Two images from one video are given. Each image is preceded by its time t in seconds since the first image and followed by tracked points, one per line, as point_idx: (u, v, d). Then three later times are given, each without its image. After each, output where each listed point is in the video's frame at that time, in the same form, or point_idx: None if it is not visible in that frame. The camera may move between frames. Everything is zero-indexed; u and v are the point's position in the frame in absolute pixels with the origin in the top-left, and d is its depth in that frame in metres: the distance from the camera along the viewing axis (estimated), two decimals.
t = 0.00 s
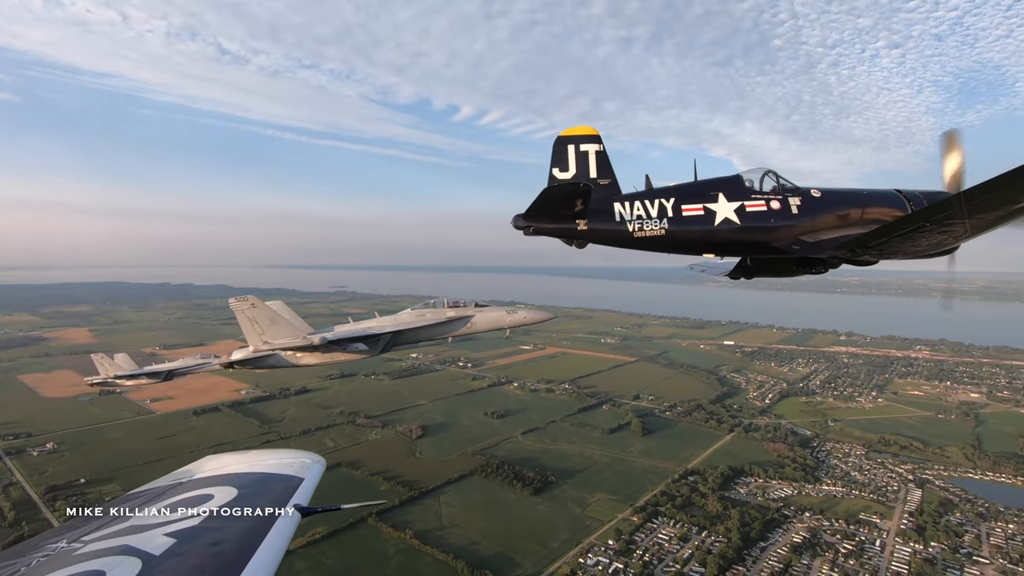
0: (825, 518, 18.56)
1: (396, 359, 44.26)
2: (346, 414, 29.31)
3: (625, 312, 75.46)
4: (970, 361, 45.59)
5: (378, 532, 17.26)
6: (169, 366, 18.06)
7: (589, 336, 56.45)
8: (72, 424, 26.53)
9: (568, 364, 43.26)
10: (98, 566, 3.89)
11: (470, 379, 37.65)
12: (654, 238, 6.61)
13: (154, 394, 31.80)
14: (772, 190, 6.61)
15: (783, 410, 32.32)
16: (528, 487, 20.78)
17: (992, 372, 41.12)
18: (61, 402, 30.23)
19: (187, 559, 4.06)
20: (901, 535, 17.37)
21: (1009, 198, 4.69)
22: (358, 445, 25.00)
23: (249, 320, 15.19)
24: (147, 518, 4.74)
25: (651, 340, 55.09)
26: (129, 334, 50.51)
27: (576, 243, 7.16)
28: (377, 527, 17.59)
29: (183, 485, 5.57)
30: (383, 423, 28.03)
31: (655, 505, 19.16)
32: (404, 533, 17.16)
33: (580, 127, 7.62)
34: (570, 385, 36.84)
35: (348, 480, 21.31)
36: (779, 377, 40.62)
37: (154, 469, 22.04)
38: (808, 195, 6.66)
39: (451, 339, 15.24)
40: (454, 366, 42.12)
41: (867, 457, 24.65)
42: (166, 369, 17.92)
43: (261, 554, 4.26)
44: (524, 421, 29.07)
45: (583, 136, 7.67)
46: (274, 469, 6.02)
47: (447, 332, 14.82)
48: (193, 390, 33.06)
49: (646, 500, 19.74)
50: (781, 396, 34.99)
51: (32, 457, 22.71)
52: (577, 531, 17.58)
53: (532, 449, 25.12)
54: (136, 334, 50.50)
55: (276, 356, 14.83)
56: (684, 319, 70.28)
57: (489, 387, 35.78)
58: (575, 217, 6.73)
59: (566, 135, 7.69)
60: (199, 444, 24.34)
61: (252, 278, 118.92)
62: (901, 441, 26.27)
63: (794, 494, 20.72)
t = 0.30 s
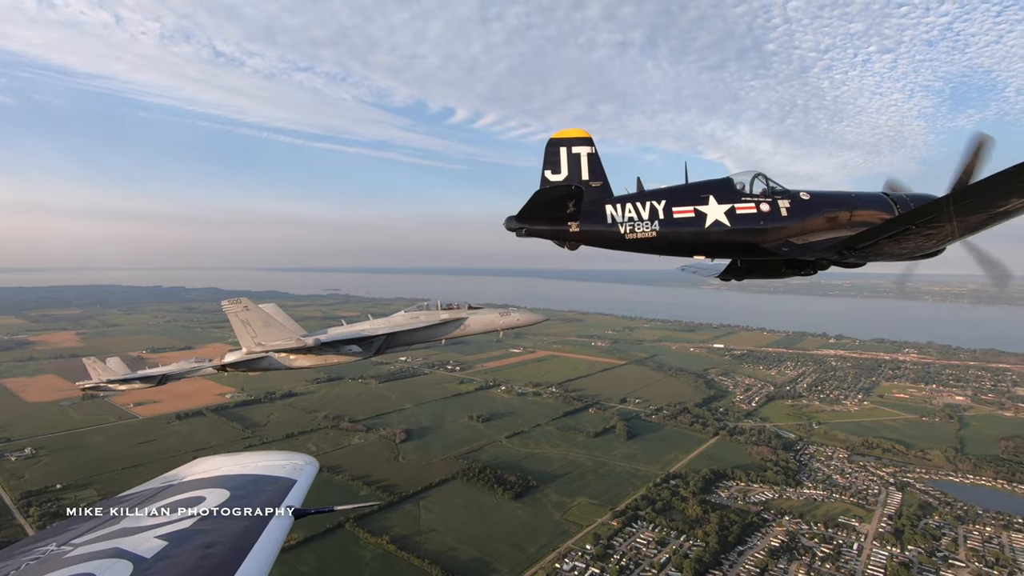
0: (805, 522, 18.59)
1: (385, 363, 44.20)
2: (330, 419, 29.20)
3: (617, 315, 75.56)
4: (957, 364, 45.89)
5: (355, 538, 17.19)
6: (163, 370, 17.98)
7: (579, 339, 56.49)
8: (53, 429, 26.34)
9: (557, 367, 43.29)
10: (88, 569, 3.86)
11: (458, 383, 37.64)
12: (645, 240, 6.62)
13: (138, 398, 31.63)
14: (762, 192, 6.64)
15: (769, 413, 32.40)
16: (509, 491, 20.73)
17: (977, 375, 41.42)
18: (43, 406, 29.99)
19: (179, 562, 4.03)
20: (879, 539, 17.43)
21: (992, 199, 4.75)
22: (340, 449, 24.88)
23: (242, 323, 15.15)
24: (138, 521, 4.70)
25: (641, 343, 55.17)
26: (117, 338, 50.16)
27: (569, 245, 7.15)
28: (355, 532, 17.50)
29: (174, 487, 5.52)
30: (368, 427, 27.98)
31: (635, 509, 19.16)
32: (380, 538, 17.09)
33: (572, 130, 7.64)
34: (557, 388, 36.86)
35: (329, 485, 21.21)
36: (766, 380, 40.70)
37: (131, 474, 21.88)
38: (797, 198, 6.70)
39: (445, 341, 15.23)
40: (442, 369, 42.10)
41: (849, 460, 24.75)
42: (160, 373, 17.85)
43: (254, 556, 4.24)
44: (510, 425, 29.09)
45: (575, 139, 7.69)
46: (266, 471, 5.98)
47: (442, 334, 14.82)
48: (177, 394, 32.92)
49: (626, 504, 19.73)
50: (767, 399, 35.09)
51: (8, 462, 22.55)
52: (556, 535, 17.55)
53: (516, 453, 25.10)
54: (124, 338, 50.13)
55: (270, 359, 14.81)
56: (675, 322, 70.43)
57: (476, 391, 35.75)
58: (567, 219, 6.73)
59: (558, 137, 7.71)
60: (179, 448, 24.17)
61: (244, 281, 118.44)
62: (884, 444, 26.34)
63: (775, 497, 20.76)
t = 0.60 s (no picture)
0: (786, 524, 18.58)
1: (376, 365, 44.14)
2: (316, 421, 29.16)
3: (610, 317, 75.57)
4: (946, 364, 46.08)
5: (334, 542, 17.13)
6: (160, 373, 17.94)
7: (570, 341, 56.51)
8: (35, 433, 26.17)
9: (548, 369, 43.28)
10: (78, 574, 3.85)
11: (448, 385, 37.63)
12: (638, 241, 6.63)
13: (123, 402, 31.55)
14: (755, 194, 6.65)
15: (757, 414, 32.42)
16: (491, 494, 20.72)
17: (966, 375, 41.58)
18: (28, 410, 29.82)
19: (171, 565, 4.02)
20: (859, 541, 17.46)
21: (984, 200, 4.76)
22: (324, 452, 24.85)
23: (237, 323, 15.12)
24: (128, 525, 4.68)
25: (632, 344, 55.17)
26: (106, 341, 49.85)
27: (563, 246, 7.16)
28: (334, 536, 17.43)
29: (165, 490, 5.50)
30: (354, 430, 27.96)
31: (617, 512, 19.15)
32: (359, 542, 17.04)
33: (565, 131, 7.64)
34: (546, 390, 36.88)
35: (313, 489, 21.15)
36: (756, 381, 40.74)
37: (112, 478, 21.81)
38: (788, 199, 6.71)
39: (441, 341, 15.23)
40: (432, 371, 42.10)
41: (834, 461, 24.77)
42: (156, 377, 17.80)
43: (246, 558, 4.24)
44: (497, 427, 29.09)
45: (568, 141, 7.69)
46: (258, 473, 5.98)
47: (438, 335, 14.82)
48: (163, 397, 32.87)
49: (609, 506, 19.71)
50: (756, 401, 35.13)
51: None
52: (537, 538, 17.53)
53: (502, 456, 25.08)
54: (113, 341, 49.82)
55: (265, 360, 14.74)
56: (668, 323, 70.46)
57: (465, 393, 35.75)
58: (561, 220, 6.75)
59: (552, 139, 7.72)
60: (161, 453, 24.15)
61: (237, 283, 118.08)
62: (869, 445, 26.36)
63: (758, 499, 20.75)
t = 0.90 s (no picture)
0: (772, 527, 18.50)
1: (371, 368, 44.15)
2: (307, 425, 29.19)
3: (608, 318, 75.49)
4: (942, 365, 45.92)
5: (316, 546, 17.06)
6: (161, 377, 17.97)
7: (566, 343, 56.45)
8: (23, 436, 26.22)
9: (542, 371, 43.22)
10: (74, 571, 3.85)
11: (441, 388, 37.59)
12: (635, 242, 6.63)
13: (114, 406, 31.62)
14: (751, 194, 6.65)
15: (750, 416, 32.29)
16: (477, 497, 20.73)
17: (961, 377, 41.42)
18: (20, 414, 29.84)
19: (168, 562, 4.03)
20: (845, 543, 17.36)
21: (983, 199, 4.73)
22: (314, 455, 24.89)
23: (236, 325, 15.16)
24: (125, 522, 4.68)
25: (628, 346, 55.07)
26: (102, 345, 49.86)
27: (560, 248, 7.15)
28: (317, 540, 17.38)
29: (161, 488, 5.51)
30: (343, 433, 27.97)
31: (603, 515, 19.10)
32: (341, 546, 16.98)
33: (563, 132, 7.65)
34: (540, 392, 36.84)
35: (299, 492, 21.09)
36: (750, 383, 40.61)
37: (98, 482, 21.83)
38: (785, 200, 6.70)
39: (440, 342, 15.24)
40: (426, 374, 42.08)
41: (825, 463, 24.67)
42: (158, 381, 17.84)
43: (243, 556, 4.24)
44: (488, 430, 29.06)
45: (565, 142, 7.70)
46: (255, 470, 5.98)
47: (437, 336, 14.82)
48: (154, 400, 32.92)
49: (596, 509, 19.66)
50: (749, 403, 35.00)
51: None
52: (521, 542, 17.52)
53: (491, 459, 25.05)
54: (110, 345, 49.83)
55: (264, 362, 14.75)
56: (666, 325, 70.33)
57: (457, 396, 35.72)
58: (558, 222, 6.74)
59: (549, 140, 7.72)
60: (148, 457, 24.20)
61: (235, 286, 118.28)
62: (861, 447, 26.24)
63: (745, 502, 20.67)
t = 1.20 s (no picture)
0: (760, 530, 18.42)
1: (367, 369, 44.20)
2: (299, 428, 29.25)
3: (607, 320, 75.31)
4: (941, 367, 45.65)
5: (301, 550, 17.05)
6: (165, 380, 18.04)
7: (563, 345, 56.39)
8: (16, 439, 26.37)
9: (539, 373, 43.18)
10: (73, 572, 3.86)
11: (435, 390, 37.56)
12: (635, 241, 6.62)
13: (108, 408, 31.75)
14: (750, 193, 6.63)
15: (744, 419, 32.15)
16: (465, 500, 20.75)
17: (960, 378, 41.18)
18: (14, 418, 29.90)
19: (168, 562, 4.04)
20: (833, 547, 17.24)
21: (982, 197, 4.71)
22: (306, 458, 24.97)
23: (239, 325, 15.21)
24: (126, 523, 4.70)
25: (626, 348, 54.95)
26: (100, 347, 49.98)
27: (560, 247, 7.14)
28: (303, 544, 17.38)
29: (161, 488, 5.53)
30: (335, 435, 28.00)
31: (590, 518, 19.07)
32: (326, 550, 16.97)
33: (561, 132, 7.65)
34: (534, 394, 36.83)
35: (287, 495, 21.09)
36: (747, 384, 40.47)
37: (87, 485, 21.90)
38: (784, 198, 6.67)
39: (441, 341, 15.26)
40: (421, 376, 42.10)
41: (817, 466, 24.54)
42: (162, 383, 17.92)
43: (243, 556, 4.25)
44: (479, 432, 29.04)
45: (564, 141, 7.70)
46: (255, 470, 6.00)
47: (438, 335, 14.84)
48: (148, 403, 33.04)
49: (583, 513, 19.62)
50: (744, 405, 34.87)
51: None
52: (507, 546, 17.51)
53: (481, 461, 25.05)
54: (108, 347, 49.95)
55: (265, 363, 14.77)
56: (665, 326, 70.14)
57: (451, 398, 35.70)
58: (558, 221, 6.72)
59: (548, 139, 7.72)
60: (138, 460, 24.29)
61: (234, 288, 118.48)
62: (854, 449, 26.07)
63: (734, 505, 20.58)
